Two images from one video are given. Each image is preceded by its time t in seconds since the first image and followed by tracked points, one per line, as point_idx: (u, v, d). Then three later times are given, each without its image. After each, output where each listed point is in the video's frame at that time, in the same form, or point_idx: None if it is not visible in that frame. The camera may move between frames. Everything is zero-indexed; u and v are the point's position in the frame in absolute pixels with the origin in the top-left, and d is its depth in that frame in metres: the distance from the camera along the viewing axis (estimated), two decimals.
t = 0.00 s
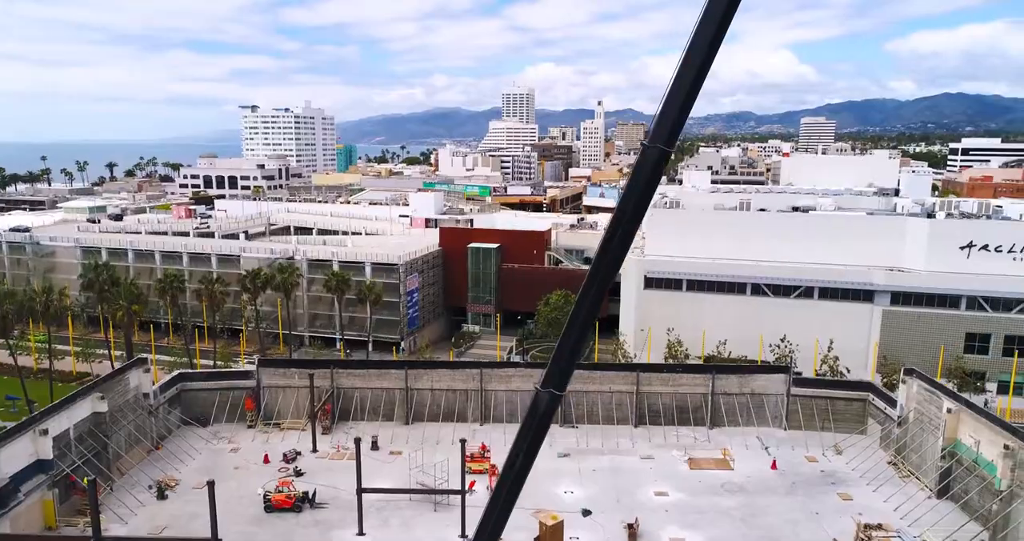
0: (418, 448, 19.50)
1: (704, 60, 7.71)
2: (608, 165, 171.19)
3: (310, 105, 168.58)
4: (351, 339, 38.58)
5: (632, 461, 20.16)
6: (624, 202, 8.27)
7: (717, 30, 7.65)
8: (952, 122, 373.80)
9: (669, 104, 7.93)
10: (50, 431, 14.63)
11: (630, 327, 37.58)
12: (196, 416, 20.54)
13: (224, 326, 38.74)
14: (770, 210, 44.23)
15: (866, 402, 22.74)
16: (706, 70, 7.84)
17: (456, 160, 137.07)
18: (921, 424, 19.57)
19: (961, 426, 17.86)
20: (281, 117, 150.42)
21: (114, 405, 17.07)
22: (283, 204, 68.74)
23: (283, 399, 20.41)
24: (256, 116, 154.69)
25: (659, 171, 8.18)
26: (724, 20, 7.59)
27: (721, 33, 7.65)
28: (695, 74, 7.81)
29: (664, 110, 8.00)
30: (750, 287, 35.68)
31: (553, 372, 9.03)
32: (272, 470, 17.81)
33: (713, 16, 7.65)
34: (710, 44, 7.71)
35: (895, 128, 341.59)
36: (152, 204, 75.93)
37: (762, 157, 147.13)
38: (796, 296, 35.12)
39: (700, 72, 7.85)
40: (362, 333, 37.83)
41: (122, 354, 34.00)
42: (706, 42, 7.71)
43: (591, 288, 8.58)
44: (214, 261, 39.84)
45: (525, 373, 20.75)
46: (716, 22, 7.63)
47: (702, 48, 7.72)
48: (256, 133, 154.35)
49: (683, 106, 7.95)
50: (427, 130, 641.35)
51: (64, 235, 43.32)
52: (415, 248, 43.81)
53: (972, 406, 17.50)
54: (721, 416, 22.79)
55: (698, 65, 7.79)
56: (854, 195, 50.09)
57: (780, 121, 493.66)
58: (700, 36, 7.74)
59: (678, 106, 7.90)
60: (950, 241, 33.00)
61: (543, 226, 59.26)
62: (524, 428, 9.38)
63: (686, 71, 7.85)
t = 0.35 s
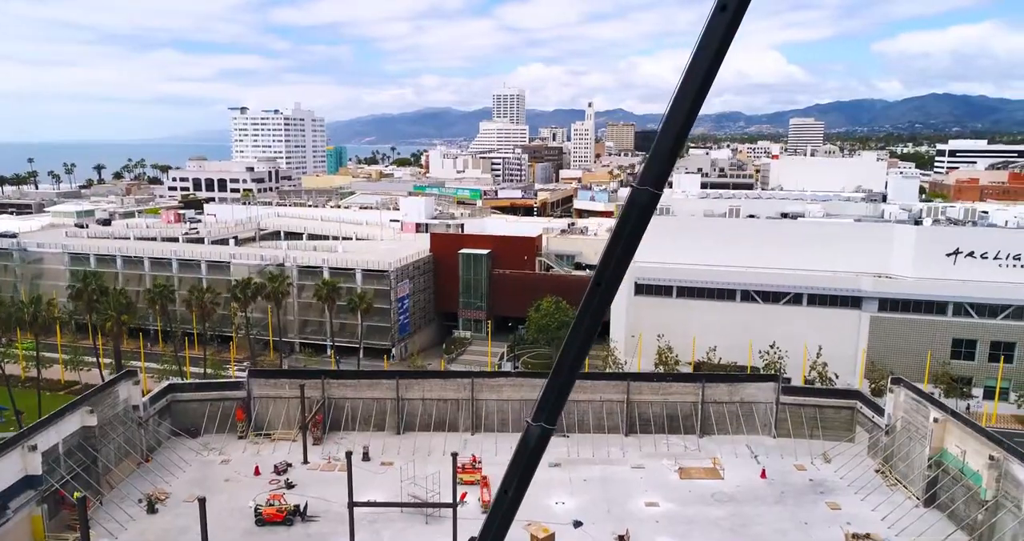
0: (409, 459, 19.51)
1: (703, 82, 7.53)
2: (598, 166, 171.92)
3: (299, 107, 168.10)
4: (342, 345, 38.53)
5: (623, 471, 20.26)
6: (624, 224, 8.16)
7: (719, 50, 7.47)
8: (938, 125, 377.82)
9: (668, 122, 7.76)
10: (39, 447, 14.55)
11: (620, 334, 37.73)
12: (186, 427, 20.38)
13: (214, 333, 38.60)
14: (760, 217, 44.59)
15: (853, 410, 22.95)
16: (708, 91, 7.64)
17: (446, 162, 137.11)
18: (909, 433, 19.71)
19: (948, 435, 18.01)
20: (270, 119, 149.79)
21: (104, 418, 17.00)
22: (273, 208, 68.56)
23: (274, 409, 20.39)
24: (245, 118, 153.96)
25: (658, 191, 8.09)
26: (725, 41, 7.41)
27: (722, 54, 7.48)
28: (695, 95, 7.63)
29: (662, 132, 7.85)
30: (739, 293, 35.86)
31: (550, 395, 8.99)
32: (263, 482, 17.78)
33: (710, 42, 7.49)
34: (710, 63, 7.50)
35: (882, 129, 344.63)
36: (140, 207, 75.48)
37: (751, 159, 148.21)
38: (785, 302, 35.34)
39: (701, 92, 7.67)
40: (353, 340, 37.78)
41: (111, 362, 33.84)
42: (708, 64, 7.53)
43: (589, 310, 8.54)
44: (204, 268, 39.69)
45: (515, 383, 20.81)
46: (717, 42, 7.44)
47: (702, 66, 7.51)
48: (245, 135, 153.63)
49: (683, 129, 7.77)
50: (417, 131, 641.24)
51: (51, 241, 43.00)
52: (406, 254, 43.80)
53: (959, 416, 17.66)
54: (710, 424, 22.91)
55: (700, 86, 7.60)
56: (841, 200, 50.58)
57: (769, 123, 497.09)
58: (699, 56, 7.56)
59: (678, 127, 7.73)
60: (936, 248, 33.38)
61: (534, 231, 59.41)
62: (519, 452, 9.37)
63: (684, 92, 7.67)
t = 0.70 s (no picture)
0: (394, 470, 19.47)
1: (688, 122, 8.05)
2: (582, 167, 172.50)
3: (282, 108, 166.98)
4: (326, 352, 38.39)
5: (607, 480, 20.38)
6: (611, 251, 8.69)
7: (701, 92, 7.97)
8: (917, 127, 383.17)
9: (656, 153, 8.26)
10: (19, 464, 14.43)
11: (604, 340, 37.96)
12: (168, 439, 20.28)
13: (196, 341, 38.28)
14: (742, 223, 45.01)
15: (835, 416, 23.22)
16: (690, 129, 8.17)
17: (430, 164, 136.83)
18: (888, 440, 19.97)
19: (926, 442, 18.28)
20: (253, 120, 148.58)
21: (85, 432, 16.87)
22: (256, 212, 68.05)
23: (258, 420, 20.26)
24: (227, 119, 152.56)
25: (645, 221, 8.61)
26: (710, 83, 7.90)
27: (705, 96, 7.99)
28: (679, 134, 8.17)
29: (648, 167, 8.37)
30: (722, 299, 36.18)
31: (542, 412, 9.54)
32: (247, 495, 17.68)
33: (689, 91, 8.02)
34: (698, 94, 7.98)
35: (862, 130, 348.61)
36: (120, 212, 74.63)
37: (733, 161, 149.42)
38: (766, 308, 35.68)
39: (685, 131, 8.20)
40: (337, 347, 37.65)
41: (91, 371, 33.44)
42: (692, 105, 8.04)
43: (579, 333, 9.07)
44: (186, 274, 39.31)
45: (500, 392, 20.86)
46: (699, 86, 7.95)
47: (690, 96, 8.00)
48: (227, 136, 152.15)
49: (669, 162, 8.30)
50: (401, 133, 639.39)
51: (30, 248, 42.40)
52: (390, 260, 43.69)
53: (937, 423, 17.91)
54: (693, 432, 23.11)
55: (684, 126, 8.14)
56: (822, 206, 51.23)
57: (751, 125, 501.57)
58: (683, 96, 8.07)
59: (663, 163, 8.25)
60: (915, 254, 33.89)
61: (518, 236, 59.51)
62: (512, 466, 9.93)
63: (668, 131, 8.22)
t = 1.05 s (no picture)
0: (370, 482, 19.40)
1: (665, 160, 8.53)
2: (557, 168, 173.16)
3: (253, 109, 164.99)
4: (300, 360, 38.13)
5: (583, 488, 20.52)
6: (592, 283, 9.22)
7: (673, 134, 8.49)
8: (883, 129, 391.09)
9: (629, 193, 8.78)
10: None
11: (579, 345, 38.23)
12: (139, 453, 19.98)
13: (167, 350, 37.72)
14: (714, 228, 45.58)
15: (805, 421, 23.61)
16: (662, 170, 8.66)
17: (404, 166, 136.29)
18: (857, 444, 20.36)
19: (894, 447, 18.70)
20: (223, 121, 146.53)
21: (54, 449, 16.61)
22: (227, 216, 67.18)
23: (231, 432, 20.04)
24: (197, 120, 150.30)
25: (620, 254, 9.14)
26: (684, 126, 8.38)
27: (677, 138, 8.49)
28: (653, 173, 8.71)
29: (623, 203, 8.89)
30: (695, 304, 36.62)
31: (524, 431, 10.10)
32: (221, 509, 17.49)
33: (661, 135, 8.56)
34: (668, 140, 8.51)
35: (831, 130, 354.87)
36: (87, 216, 73.14)
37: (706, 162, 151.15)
38: (739, 312, 36.20)
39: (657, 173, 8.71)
40: (312, 354, 37.40)
41: (59, 382, 32.79)
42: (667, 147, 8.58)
43: (560, 355, 9.59)
44: (157, 282, 38.70)
45: (476, 401, 20.88)
46: (672, 126, 8.47)
47: (661, 141, 8.53)
48: (197, 138, 149.92)
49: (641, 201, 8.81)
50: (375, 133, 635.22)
51: None
52: (365, 266, 43.45)
53: (904, 428, 18.32)
54: (668, 438, 23.36)
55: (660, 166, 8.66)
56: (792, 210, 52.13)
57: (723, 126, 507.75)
58: (656, 139, 8.59)
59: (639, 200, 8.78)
60: (882, 258, 34.63)
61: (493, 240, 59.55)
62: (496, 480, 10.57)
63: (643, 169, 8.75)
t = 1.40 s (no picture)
0: (342, 494, 19.26)
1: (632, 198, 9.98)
2: (527, 169, 173.51)
3: (219, 110, 162.26)
4: (269, 369, 37.64)
5: (555, 496, 20.64)
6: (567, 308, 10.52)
7: (642, 174, 9.92)
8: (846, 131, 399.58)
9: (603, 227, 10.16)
10: None
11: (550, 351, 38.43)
12: (103, 470, 19.55)
13: (132, 360, 36.93)
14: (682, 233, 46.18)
15: (772, 425, 23.99)
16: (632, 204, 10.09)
17: (373, 168, 135.39)
18: (822, 448, 20.82)
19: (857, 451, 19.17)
20: (187, 122, 143.79)
21: (14, 468, 16.24)
22: (192, 221, 65.97)
23: (199, 447, 19.72)
24: (160, 122, 147.35)
25: (595, 279, 10.47)
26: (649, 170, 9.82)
27: (646, 179, 9.93)
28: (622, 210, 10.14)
29: (595, 236, 10.25)
30: (664, 308, 37.06)
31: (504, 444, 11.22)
32: (189, 526, 17.20)
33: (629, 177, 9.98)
34: (637, 180, 9.94)
35: (795, 130, 361.09)
36: (46, 221, 71.19)
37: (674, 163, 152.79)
38: (707, 316, 36.76)
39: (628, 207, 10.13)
40: (281, 363, 36.96)
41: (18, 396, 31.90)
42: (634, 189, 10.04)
43: (541, 369, 10.86)
44: (120, 291, 37.82)
45: (448, 410, 20.84)
46: (641, 171, 9.90)
47: (631, 180, 9.95)
48: (161, 140, 146.97)
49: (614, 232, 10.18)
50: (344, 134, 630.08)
51: None
52: (334, 273, 43.05)
53: (866, 432, 18.81)
54: (639, 444, 23.62)
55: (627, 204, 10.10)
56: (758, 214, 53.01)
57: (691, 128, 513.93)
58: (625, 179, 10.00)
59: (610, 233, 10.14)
60: (846, 262, 35.42)
61: (463, 245, 59.51)
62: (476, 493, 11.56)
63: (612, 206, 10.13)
